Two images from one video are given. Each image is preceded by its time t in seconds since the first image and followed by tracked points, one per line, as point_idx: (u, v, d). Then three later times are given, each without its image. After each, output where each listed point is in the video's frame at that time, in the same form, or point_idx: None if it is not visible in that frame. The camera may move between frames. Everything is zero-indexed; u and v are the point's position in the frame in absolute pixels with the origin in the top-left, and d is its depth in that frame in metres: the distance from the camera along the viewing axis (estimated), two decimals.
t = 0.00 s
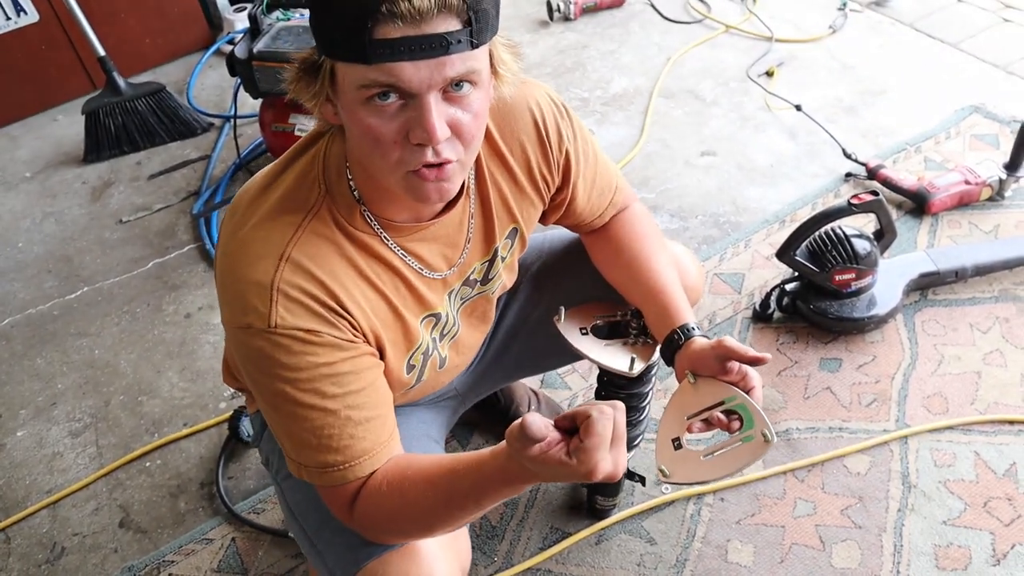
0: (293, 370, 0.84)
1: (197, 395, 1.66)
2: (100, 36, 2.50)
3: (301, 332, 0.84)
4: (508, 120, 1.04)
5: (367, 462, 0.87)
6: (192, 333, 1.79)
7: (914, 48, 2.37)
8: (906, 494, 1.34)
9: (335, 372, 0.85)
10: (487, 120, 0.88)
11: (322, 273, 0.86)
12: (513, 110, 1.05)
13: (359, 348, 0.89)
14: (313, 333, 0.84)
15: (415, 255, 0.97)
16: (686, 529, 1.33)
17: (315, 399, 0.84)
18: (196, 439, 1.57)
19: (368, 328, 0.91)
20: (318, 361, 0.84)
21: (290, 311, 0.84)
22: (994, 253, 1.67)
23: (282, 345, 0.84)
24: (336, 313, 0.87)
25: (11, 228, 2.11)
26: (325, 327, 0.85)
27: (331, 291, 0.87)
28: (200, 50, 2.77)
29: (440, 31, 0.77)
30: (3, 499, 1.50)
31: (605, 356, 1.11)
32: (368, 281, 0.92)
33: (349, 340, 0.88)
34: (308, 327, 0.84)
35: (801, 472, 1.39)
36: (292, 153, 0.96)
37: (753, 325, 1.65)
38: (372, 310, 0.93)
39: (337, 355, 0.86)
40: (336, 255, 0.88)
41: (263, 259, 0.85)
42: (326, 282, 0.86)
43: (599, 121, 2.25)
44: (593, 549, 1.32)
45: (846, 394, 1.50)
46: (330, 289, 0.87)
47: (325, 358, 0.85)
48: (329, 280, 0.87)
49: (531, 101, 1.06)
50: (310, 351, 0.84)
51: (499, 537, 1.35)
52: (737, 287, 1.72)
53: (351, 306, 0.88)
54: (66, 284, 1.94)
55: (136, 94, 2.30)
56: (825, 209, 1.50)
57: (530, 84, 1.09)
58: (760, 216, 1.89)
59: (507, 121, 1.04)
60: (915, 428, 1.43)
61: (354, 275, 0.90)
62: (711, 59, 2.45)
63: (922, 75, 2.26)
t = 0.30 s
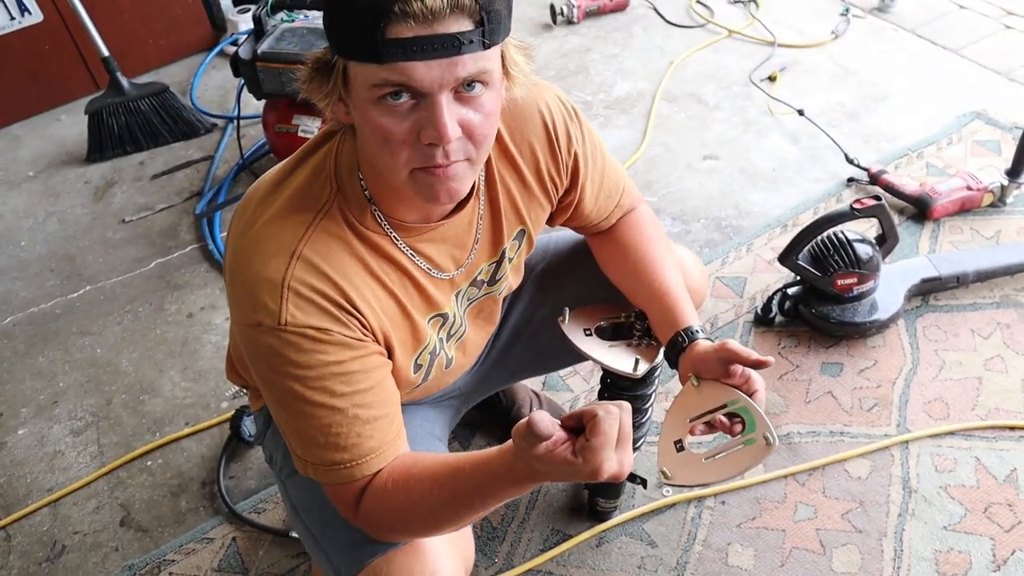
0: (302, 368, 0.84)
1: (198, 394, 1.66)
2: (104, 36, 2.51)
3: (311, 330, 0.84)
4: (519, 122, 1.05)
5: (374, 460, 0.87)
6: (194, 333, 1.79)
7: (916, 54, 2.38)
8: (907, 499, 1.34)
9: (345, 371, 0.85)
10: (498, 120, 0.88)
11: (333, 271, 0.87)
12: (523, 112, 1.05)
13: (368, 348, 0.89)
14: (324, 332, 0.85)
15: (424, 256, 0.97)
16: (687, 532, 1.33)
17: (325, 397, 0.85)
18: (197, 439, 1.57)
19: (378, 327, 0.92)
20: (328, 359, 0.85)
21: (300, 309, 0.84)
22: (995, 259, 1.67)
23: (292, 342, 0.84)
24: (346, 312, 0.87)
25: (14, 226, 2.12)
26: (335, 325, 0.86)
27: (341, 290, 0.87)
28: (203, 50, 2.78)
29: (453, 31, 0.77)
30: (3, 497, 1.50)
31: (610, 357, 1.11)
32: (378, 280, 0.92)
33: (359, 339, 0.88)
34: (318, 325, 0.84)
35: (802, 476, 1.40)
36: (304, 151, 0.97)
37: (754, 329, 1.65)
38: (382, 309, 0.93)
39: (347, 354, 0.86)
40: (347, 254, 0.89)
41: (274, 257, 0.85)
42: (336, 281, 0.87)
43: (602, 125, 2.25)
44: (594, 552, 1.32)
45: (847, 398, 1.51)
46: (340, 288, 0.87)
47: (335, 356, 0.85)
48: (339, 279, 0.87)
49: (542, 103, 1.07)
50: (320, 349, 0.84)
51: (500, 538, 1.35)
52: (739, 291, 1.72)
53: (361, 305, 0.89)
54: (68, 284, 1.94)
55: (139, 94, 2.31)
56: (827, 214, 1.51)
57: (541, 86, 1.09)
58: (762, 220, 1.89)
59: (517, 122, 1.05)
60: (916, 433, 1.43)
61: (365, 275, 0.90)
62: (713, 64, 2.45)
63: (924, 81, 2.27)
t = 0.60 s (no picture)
0: (309, 365, 0.85)
1: (203, 391, 1.66)
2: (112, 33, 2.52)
3: (318, 327, 0.84)
4: (528, 121, 1.05)
5: (378, 457, 0.87)
6: (200, 329, 1.79)
7: (925, 58, 2.38)
8: (912, 503, 1.34)
9: (351, 368, 0.85)
10: (509, 119, 0.89)
11: (340, 268, 0.87)
12: (532, 112, 1.05)
13: (375, 346, 0.89)
14: (331, 329, 0.85)
15: (431, 254, 0.97)
16: (691, 534, 1.33)
17: (331, 394, 0.85)
18: (202, 435, 1.57)
19: (385, 325, 0.92)
20: (335, 357, 0.85)
21: (308, 305, 0.84)
22: (1002, 264, 1.67)
23: (299, 339, 0.84)
24: (354, 309, 0.87)
25: (21, 222, 2.12)
26: (342, 323, 0.86)
27: (348, 287, 0.87)
28: (211, 48, 2.78)
29: (466, 30, 0.77)
30: (8, 491, 1.51)
31: (618, 357, 1.11)
32: (385, 278, 0.92)
33: (366, 336, 0.88)
34: (325, 322, 0.85)
35: (806, 479, 1.39)
36: (313, 148, 0.97)
37: (760, 332, 1.65)
38: (389, 307, 0.93)
39: (354, 351, 0.86)
40: (354, 251, 0.89)
41: (282, 253, 0.86)
42: (343, 278, 0.87)
43: (609, 126, 2.26)
44: (597, 552, 1.32)
45: (852, 402, 1.50)
46: (347, 285, 0.87)
47: (341, 353, 0.85)
48: (347, 276, 0.87)
49: (552, 103, 1.07)
50: (327, 346, 0.85)
51: (504, 537, 1.36)
52: (745, 294, 1.72)
53: (368, 302, 0.89)
54: (74, 279, 1.94)
55: (147, 91, 2.32)
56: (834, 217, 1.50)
57: (550, 86, 1.09)
58: (769, 223, 1.89)
59: (527, 122, 1.05)
60: (921, 437, 1.43)
61: (372, 272, 0.91)
62: (721, 66, 2.45)
63: (932, 85, 2.26)
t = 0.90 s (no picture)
0: (310, 372, 0.85)
1: (205, 396, 1.66)
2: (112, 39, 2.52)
3: (319, 334, 0.84)
4: (527, 124, 1.05)
5: (380, 463, 0.88)
6: (201, 334, 1.80)
7: (922, 59, 2.39)
8: (913, 503, 1.34)
9: (352, 374, 0.86)
10: (507, 123, 0.89)
11: (341, 275, 0.87)
12: (531, 114, 1.06)
13: (377, 352, 0.90)
14: (332, 335, 0.85)
15: (431, 259, 0.98)
16: (692, 535, 1.33)
17: (332, 401, 0.85)
18: (203, 440, 1.58)
19: (387, 331, 0.92)
20: (336, 363, 0.85)
21: (309, 313, 0.85)
22: (1001, 263, 1.67)
23: (300, 346, 0.84)
24: (355, 315, 0.88)
25: (22, 228, 2.13)
26: (343, 329, 0.86)
27: (349, 293, 0.88)
28: (211, 53, 2.79)
29: (462, 37, 0.78)
30: (11, 497, 1.51)
31: (619, 359, 1.10)
32: (386, 283, 0.93)
33: (367, 343, 0.88)
34: (326, 329, 0.85)
35: (807, 479, 1.40)
36: (313, 155, 0.97)
37: (759, 333, 1.66)
38: (391, 313, 0.93)
39: (355, 358, 0.87)
40: (354, 257, 0.89)
41: (283, 260, 0.86)
42: (344, 284, 0.87)
43: (608, 129, 2.26)
44: (599, 554, 1.32)
45: (853, 402, 1.51)
46: (348, 291, 0.87)
47: (342, 360, 0.86)
48: (348, 283, 0.88)
49: (549, 106, 1.07)
50: (328, 352, 0.85)
51: (505, 540, 1.36)
52: (744, 295, 1.73)
53: (369, 308, 0.89)
54: (75, 285, 1.95)
55: (147, 96, 2.32)
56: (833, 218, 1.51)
57: (548, 89, 1.10)
58: (768, 224, 1.89)
59: (525, 126, 1.05)
60: (921, 437, 1.43)
61: (373, 278, 0.91)
62: (719, 68, 2.46)
63: (930, 86, 2.27)
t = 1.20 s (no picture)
0: (314, 381, 0.85)
1: (204, 403, 1.66)
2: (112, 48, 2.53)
3: (323, 343, 0.85)
4: (526, 129, 1.06)
5: (384, 470, 0.88)
6: (200, 342, 1.80)
7: (920, 66, 2.40)
8: (912, 509, 1.34)
9: (356, 384, 0.86)
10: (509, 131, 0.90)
11: (345, 283, 0.88)
12: (530, 119, 1.06)
13: (381, 360, 0.90)
14: (336, 344, 0.85)
15: (434, 266, 0.98)
16: (691, 542, 1.33)
17: (336, 410, 0.85)
18: (203, 447, 1.58)
19: (391, 339, 0.92)
20: (340, 372, 0.85)
21: (313, 322, 0.85)
22: (998, 269, 1.67)
23: (305, 355, 0.85)
24: (359, 324, 0.88)
25: (22, 236, 2.13)
26: (347, 338, 0.86)
27: (353, 302, 0.88)
28: (211, 62, 2.80)
29: (465, 51, 0.78)
30: (10, 505, 1.51)
31: (619, 365, 1.09)
32: (390, 291, 0.93)
33: (371, 352, 0.89)
34: (330, 337, 0.85)
35: (806, 486, 1.40)
36: (315, 163, 0.98)
37: (758, 340, 1.66)
38: (395, 321, 0.94)
39: (359, 367, 0.87)
40: (357, 265, 0.90)
41: (286, 269, 0.86)
42: (348, 293, 0.88)
43: (606, 136, 2.27)
44: (598, 561, 1.32)
45: (852, 408, 1.51)
46: (352, 300, 0.88)
47: (347, 369, 0.86)
48: (352, 291, 0.88)
49: (547, 109, 1.08)
50: (332, 361, 0.85)
51: (504, 547, 1.36)
52: (743, 302, 1.73)
53: (374, 317, 0.89)
54: (75, 293, 1.95)
55: (147, 105, 2.33)
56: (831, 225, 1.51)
57: (546, 95, 1.11)
58: (766, 231, 1.90)
59: (524, 130, 1.06)
60: (920, 443, 1.43)
61: (376, 286, 0.91)
62: (717, 76, 2.47)
63: (927, 93, 2.28)
